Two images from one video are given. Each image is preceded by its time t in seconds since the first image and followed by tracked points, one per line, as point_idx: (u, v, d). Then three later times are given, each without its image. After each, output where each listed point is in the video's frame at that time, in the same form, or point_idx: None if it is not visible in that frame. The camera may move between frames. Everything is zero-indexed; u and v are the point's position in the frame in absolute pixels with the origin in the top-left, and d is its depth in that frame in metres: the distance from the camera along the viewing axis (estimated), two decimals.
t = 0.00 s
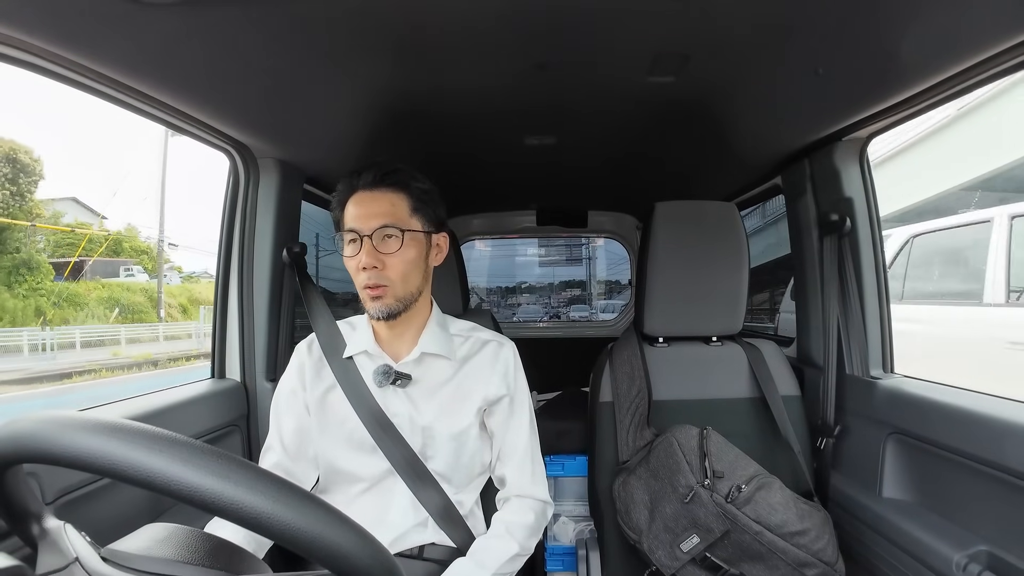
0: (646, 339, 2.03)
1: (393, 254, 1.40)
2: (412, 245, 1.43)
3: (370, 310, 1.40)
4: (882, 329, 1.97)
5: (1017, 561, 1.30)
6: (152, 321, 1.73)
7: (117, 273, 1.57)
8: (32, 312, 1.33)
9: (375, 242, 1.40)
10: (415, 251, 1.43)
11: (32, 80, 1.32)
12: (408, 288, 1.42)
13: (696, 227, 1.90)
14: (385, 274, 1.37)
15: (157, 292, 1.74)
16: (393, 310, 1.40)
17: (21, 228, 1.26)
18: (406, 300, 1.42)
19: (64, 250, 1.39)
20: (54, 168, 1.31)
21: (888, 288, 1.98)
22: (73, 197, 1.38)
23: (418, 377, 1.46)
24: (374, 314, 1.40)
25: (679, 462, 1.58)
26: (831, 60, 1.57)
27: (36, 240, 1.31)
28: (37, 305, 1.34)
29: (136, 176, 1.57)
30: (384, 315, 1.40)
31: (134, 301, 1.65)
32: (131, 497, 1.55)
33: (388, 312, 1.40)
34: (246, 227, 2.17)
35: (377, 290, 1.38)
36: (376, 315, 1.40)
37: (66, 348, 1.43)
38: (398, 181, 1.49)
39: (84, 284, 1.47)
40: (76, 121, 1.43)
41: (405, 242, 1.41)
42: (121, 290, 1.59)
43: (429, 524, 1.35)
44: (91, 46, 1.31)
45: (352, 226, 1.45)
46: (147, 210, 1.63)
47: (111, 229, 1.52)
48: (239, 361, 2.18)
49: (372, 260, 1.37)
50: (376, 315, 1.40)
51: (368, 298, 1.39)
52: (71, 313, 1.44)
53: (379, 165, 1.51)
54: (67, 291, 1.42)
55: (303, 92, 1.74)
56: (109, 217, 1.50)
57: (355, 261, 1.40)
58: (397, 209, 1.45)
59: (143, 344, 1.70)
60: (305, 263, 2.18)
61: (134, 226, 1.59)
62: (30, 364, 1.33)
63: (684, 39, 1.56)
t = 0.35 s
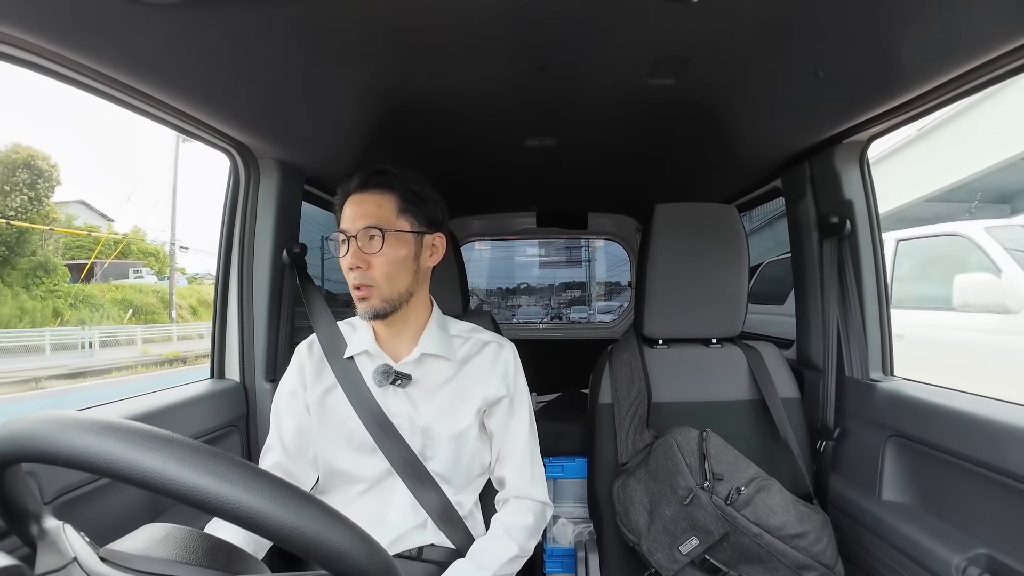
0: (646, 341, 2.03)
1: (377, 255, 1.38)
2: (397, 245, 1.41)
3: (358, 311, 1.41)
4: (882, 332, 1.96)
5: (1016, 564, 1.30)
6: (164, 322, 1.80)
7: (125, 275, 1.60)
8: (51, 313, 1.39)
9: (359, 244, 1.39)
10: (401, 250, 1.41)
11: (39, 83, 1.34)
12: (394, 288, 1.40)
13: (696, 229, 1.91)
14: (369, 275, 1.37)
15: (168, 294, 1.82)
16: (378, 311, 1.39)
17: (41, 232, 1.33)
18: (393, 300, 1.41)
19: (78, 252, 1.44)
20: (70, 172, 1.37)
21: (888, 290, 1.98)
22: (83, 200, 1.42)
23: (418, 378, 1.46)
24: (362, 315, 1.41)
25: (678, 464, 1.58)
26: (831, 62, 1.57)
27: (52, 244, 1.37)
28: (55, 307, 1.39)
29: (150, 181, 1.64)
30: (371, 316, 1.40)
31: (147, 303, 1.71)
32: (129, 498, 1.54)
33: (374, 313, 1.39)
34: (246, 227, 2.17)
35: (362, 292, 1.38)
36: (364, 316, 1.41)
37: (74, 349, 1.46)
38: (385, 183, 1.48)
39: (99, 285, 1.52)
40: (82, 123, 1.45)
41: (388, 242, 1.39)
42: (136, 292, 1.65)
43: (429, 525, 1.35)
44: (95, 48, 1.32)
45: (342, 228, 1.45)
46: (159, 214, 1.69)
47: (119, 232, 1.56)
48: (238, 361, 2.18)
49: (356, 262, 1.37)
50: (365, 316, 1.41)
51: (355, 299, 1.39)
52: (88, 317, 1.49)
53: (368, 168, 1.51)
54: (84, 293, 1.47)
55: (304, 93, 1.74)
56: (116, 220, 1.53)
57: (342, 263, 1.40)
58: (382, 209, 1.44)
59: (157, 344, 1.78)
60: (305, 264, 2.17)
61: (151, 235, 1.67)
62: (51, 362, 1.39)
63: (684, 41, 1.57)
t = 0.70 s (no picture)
0: (646, 342, 2.03)
1: (375, 255, 1.38)
2: (397, 246, 1.40)
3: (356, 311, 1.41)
4: (882, 332, 1.96)
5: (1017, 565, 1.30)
6: (174, 322, 1.86)
7: (134, 277, 1.63)
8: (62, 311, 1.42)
9: (359, 244, 1.40)
10: (399, 252, 1.41)
11: (41, 85, 1.35)
12: (392, 289, 1.40)
13: (696, 230, 1.91)
14: (367, 275, 1.37)
15: (180, 296, 1.88)
16: (376, 311, 1.39)
17: (55, 236, 1.38)
18: (391, 301, 1.40)
19: (95, 255, 1.49)
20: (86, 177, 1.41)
21: (888, 291, 1.98)
22: (92, 203, 1.45)
23: (418, 380, 1.46)
24: (360, 315, 1.40)
25: (678, 465, 1.58)
26: (831, 62, 1.57)
27: (67, 247, 1.41)
28: (70, 307, 1.44)
29: (161, 186, 1.68)
30: (368, 316, 1.39)
31: (160, 305, 1.76)
32: (128, 501, 1.54)
33: (371, 313, 1.39)
34: (246, 229, 2.17)
35: (360, 292, 1.38)
36: (362, 316, 1.40)
37: (83, 349, 1.49)
38: (385, 185, 1.48)
39: (116, 288, 1.57)
40: (85, 126, 1.46)
41: (387, 242, 1.40)
42: (148, 294, 1.70)
43: (429, 526, 1.35)
44: (97, 51, 1.33)
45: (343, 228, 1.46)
46: (170, 218, 1.75)
47: (126, 235, 1.57)
48: (238, 362, 2.18)
49: (355, 262, 1.37)
50: (362, 316, 1.40)
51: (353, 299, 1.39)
52: (105, 317, 1.55)
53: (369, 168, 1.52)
54: (100, 295, 1.52)
55: (304, 95, 1.74)
56: (124, 224, 1.55)
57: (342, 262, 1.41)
58: (382, 211, 1.44)
59: (167, 343, 1.83)
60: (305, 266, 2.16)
61: (163, 239, 1.73)
62: (73, 360, 1.45)
63: (684, 42, 1.57)
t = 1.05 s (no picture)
0: (646, 344, 2.03)
1: (388, 255, 1.38)
2: (407, 247, 1.41)
3: (363, 310, 1.39)
4: (882, 335, 1.96)
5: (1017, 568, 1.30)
6: (184, 322, 1.93)
7: (141, 279, 1.67)
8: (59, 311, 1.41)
9: (370, 243, 1.39)
10: (410, 253, 1.42)
11: (41, 86, 1.35)
12: (401, 290, 1.40)
13: (696, 232, 1.91)
14: (378, 275, 1.36)
15: (188, 297, 1.96)
16: (386, 311, 1.38)
17: (70, 239, 1.41)
18: (400, 302, 1.41)
19: (103, 256, 1.51)
20: (97, 180, 1.44)
21: (888, 294, 1.98)
22: (98, 205, 1.46)
23: (418, 382, 1.46)
24: (367, 314, 1.39)
25: (678, 467, 1.58)
26: (831, 65, 1.58)
27: (79, 249, 1.44)
28: (82, 308, 1.46)
29: (171, 192, 1.74)
30: (376, 315, 1.39)
31: (169, 307, 1.83)
32: (128, 502, 1.54)
33: (380, 312, 1.38)
34: (246, 231, 2.17)
35: (370, 291, 1.36)
36: (369, 315, 1.39)
37: (98, 349, 1.54)
38: (393, 186, 1.49)
39: (126, 290, 1.61)
40: (86, 127, 1.46)
41: (400, 243, 1.40)
42: (157, 295, 1.76)
43: (428, 528, 1.35)
44: (97, 52, 1.33)
45: (351, 227, 1.44)
46: (179, 222, 1.82)
47: (133, 237, 1.60)
48: (238, 363, 2.17)
49: (366, 260, 1.36)
50: (369, 315, 1.39)
51: (361, 298, 1.38)
52: (115, 318, 1.59)
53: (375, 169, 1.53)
54: (110, 296, 1.56)
55: (305, 96, 1.75)
56: (129, 226, 1.58)
57: (351, 261, 1.39)
58: (393, 211, 1.45)
59: (179, 343, 1.91)
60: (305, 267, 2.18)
61: (169, 241, 1.78)
62: (83, 360, 1.49)
63: (684, 44, 1.57)
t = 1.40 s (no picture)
0: (646, 346, 2.03)
1: (406, 253, 1.40)
2: (424, 248, 1.43)
3: (374, 306, 1.39)
4: (882, 336, 1.96)
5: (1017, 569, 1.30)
6: (191, 323, 1.99)
7: (149, 281, 1.68)
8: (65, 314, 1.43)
9: (389, 241, 1.41)
10: (426, 254, 1.44)
11: (43, 88, 1.36)
12: (416, 289, 1.42)
13: (697, 233, 1.91)
14: (395, 271, 1.37)
15: (196, 298, 2.01)
16: (398, 308, 1.39)
17: (81, 241, 1.43)
18: (412, 301, 1.42)
19: (112, 259, 1.53)
20: (109, 187, 1.47)
21: (889, 295, 1.97)
22: (106, 208, 1.49)
23: (418, 383, 1.46)
24: (378, 310, 1.38)
25: (679, 469, 1.58)
26: (831, 66, 1.58)
27: (90, 252, 1.47)
28: (99, 309, 1.51)
29: (177, 195, 1.77)
30: (388, 312, 1.38)
31: (179, 309, 1.88)
32: (128, 502, 1.54)
33: (392, 309, 1.39)
34: (246, 232, 2.17)
35: (386, 287, 1.37)
36: (380, 312, 1.39)
37: (112, 349, 1.59)
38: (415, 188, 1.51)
39: (134, 292, 1.63)
40: (88, 128, 1.46)
41: (419, 243, 1.42)
42: (167, 297, 1.79)
43: (428, 529, 1.34)
44: (99, 54, 1.33)
45: (367, 222, 1.45)
46: (188, 225, 1.86)
47: (140, 239, 1.61)
48: (238, 364, 2.17)
49: (384, 256, 1.37)
50: (380, 311, 1.39)
51: (375, 293, 1.38)
52: (125, 319, 1.61)
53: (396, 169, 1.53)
54: (113, 298, 1.57)
55: (305, 98, 1.75)
56: (136, 229, 1.58)
57: (367, 256, 1.40)
58: (412, 212, 1.47)
59: (190, 343, 1.98)
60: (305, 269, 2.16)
61: (175, 244, 1.78)
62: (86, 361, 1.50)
63: (684, 46, 1.57)
